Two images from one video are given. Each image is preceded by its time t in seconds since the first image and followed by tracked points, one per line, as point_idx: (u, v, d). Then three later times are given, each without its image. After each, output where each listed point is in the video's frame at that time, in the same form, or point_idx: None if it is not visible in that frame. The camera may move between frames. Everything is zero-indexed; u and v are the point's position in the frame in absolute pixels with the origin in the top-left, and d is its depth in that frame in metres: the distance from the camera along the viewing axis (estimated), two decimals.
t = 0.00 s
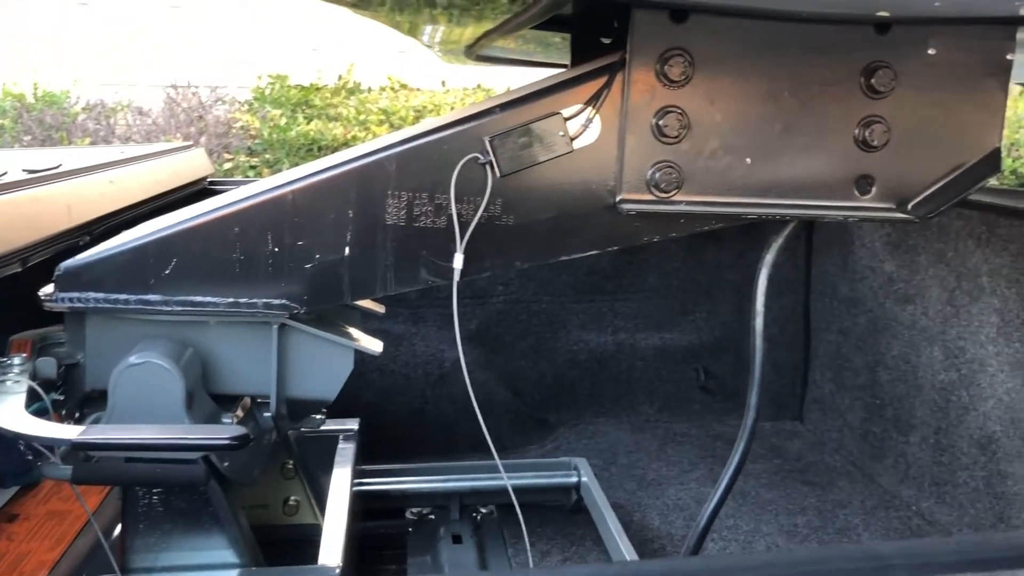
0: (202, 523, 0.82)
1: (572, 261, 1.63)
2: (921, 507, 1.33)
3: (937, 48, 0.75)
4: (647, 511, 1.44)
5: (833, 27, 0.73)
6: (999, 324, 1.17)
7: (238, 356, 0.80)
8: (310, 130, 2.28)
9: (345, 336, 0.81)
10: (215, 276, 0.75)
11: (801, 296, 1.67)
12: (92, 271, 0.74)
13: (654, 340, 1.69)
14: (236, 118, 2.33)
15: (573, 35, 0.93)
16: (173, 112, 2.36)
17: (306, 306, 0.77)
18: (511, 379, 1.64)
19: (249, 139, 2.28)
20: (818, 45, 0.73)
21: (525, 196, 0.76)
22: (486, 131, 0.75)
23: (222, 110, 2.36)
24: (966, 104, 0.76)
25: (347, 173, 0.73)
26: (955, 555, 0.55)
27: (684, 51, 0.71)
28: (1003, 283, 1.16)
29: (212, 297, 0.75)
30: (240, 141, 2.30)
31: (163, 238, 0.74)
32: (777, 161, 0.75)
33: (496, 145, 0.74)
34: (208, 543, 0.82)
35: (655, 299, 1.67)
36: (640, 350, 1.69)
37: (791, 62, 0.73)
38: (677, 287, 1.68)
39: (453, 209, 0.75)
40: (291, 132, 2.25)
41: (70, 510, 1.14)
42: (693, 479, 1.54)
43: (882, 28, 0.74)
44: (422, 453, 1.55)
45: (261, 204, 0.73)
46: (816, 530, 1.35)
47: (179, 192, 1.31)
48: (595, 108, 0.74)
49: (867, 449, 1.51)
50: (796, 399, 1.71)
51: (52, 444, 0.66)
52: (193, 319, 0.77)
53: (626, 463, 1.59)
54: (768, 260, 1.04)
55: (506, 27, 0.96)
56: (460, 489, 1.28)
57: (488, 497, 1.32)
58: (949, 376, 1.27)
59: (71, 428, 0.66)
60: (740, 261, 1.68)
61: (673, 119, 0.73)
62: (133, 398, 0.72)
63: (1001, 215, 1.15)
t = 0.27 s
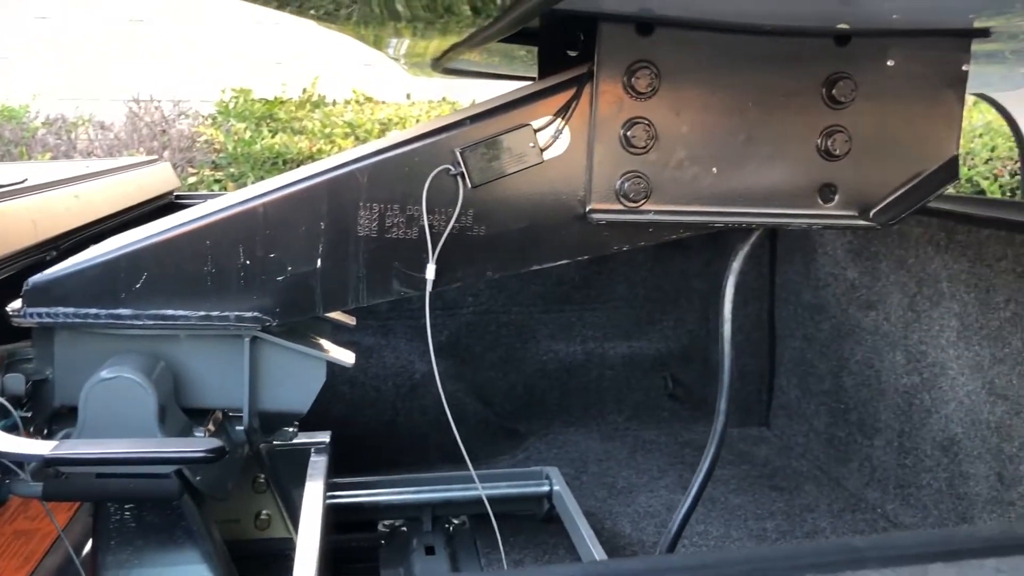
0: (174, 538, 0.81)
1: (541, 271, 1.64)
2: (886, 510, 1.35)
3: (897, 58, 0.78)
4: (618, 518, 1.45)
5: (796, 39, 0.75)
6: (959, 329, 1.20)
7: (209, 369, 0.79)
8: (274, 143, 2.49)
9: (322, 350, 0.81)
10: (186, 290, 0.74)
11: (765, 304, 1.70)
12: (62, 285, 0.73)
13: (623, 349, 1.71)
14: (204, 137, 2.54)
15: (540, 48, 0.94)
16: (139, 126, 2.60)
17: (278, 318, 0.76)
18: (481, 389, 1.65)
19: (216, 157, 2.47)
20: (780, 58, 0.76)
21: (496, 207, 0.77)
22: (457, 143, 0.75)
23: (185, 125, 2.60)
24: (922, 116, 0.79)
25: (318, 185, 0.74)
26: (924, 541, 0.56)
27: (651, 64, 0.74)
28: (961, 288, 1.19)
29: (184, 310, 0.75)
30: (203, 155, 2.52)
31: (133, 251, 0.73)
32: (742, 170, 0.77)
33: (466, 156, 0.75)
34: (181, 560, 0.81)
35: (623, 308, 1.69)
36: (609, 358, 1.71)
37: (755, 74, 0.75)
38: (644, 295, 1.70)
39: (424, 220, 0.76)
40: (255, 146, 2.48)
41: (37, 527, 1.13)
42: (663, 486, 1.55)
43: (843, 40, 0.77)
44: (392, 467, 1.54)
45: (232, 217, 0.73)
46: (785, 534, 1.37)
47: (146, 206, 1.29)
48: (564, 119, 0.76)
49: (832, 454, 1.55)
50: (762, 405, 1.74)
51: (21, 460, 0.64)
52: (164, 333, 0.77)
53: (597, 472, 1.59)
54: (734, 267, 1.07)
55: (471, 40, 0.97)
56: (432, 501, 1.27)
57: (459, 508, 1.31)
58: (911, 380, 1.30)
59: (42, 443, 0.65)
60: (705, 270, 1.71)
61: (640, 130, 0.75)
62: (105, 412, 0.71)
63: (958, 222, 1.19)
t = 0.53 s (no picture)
0: (155, 554, 0.80)
1: (517, 282, 1.64)
2: (859, 513, 1.35)
3: (865, 70, 0.80)
4: (597, 527, 1.45)
5: (768, 52, 0.77)
6: (929, 334, 1.23)
7: (188, 383, 0.78)
8: (247, 156, 2.54)
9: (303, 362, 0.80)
10: (164, 303, 0.74)
11: (738, 313, 1.72)
12: (38, 300, 0.72)
13: (599, 359, 1.73)
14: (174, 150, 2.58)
15: (516, 60, 0.96)
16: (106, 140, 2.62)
17: (259, 330, 0.76)
18: (458, 401, 1.64)
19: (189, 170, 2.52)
20: (752, 70, 0.78)
21: (476, 217, 0.78)
22: (437, 154, 0.76)
23: (157, 140, 2.63)
24: (890, 127, 0.82)
25: (298, 197, 0.74)
26: (916, 530, 0.56)
27: (626, 77, 0.75)
28: (930, 294, 1.22)
29: (163, 323, 0.74)
30: (174, 171, 2.52)
31: (112, 265, 0.72)
32: (716, 179, 0.79)
33: (446, 167, 0.76)
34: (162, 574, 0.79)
35: (599, 318, 1.71)
36: (585, 369, 1.72)
37: (728, 86, 0.77)
38: (619, 305, 1.72)
39: (405, 231, 0.76)
40: (228, 160, 2.50)
41: (14, 547, 1.12)
42: (641, 494, 1.56)
43: (813, 53, 0.79)
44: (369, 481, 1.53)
45: (212, 229, 0.73)
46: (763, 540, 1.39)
47: (120, 221, 1.28)
48: (541, 130, 0.77)
49: (806, 460, 1.57)
50: (737, 413, 1.76)
51: (1, 474, 0.63)
52: (144, 347, 0.76)
53: (575, 481, 1.59)
54: (708, 275, 1.09)
55: (445, 52, 0.98)
56: (411, 512, 1.28)
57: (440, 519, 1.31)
58: (883, 386, 1.33)
59: (24, 458, 0.64)
60: (679, 279, 1.73)
61: (617, 141, 0.76)
62: (85, 426, 0.70)
63: (927, 229, 1.22)
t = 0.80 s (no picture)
0: (139, 567, 0.79)
1: (494, 294, 1.64)
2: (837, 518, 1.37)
3: (835, 81, 0.82)
4: (578, 537, 1.46)
5: (741, 62, 0.79)
6: (902, 339, 1.25)
7: (169, 397, 0.78)
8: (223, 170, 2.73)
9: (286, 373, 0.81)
10: (144, 317, 0.73)
11: (715, 321, 1.74)
12: (17, 314, 0.71)
13: (577, 369, 1.73)
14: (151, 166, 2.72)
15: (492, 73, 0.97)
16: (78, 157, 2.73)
17: (240, 343, 0.76)
18: (437, 414, 1.64)
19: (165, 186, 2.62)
20: (727, 81, 0.79)
21: (457, 228, 0.79)
22: (418, 166, 0.77)
23: (129, 155, 2.78)
24: (860, 136, 0.84)
25: (279, 210, 0.74)
26: (900, 522, 0.56)
27: (604, 89, 0.77)
28: (902, 300, 1.24)
29: (144, 336, 0.74)
30: (148, 187, 2.67)
31: (93, 279, 0.72)
32: (693, 189, 0.80)
33: (426, 179, 0.77)
34: None
35: (576, 329, 1.72)
36: (563, 379, 1.73)
37: (704, 97, 0.79)
38: (597, 315, 1.73)
39: (386, 243, 0.77)
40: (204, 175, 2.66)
41: None
42: (620, 503, 1.57)
43: (785, 64, 0.81)
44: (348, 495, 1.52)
45: (193, 243, 0.73)
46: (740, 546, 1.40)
47: (97, 237, 1.27)
48: (521, 141, 0.78)
49: (784, 467, 1.59)
50: (714, 421, 1.78)
51: None
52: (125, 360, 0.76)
53: (555, 492, 1.60)
54: (686, 283, 1.11)
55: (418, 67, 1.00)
56: (392, 524, 1.27)
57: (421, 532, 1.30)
58: (858, 392, 1.35)
59: (9, 471, 0.64)
60: (656, 289, 1.74)
61: (595, 151, 0.77)
62: (65, 441, 0.70)
63: (899, 237, 1.24)
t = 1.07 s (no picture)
0: None
1: (474, 305, 1.64)
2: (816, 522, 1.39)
3: (809, 92, 0.85)
4: (560, 545, 1.46)
5: (718, 74, 0.81)
6: (876, 345, 1.27)
7: (152, 409, 0.78)
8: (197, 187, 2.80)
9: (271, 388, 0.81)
10: (127, 330, 0.73)
11: (692, 330, 1.76)
12: None
13: (556, 379, 1.73)
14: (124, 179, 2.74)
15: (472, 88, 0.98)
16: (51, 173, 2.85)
17: (224, 355, 0.75)
18: (417, 426, 1.64)
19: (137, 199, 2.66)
20: (704, 92, 0.81)
21: (440, 238, 0.79)
22: (400, 177, 0.77)
23: (102, 167, 2.84)
24: (833, 147, 0.86)
25: (262, 222, 0.74)
26: (880, 517, 0.57)
27: (583, 100, 0.78)
28: (876, 307, 1.27)
29: (128, 349, 0.73)
30: (122, 202, 2.66)
31: (76, 293, 0.71)
32: (671, 199, 0.82)
33: (409, 190, 0.77)
34: None
35: (555, 339, 1.71)
36: (542, 390, 1.73)
37: (681, 108, 0.81)
38: (576, 325, 1.73)
39: (369, 253, 0.77)
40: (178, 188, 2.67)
41: None
42: (601, 512, 1.57)
43: (759, 76, 0.83)
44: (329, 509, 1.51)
45: (175, 256, 0.72)
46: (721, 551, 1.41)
47: (75, 251, 1.26)
48: (502, 153, 0.79)
49: (762, 473, 1.61)
50: (693, 429, 1.79)
51: None
52: (108, 374, 0.76)
53: (536, 502, 1.60)
54: (665, 292, 1.12)
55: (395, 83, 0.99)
56: (375, 536, 1.26)
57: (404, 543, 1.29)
58: (834, 398, 1.37)
59: None
60: (633, 299, 1.75)
61: (575, 162, 0.79)
62: (46, 454, 0.69)
63: (871, 245, 1.26)
